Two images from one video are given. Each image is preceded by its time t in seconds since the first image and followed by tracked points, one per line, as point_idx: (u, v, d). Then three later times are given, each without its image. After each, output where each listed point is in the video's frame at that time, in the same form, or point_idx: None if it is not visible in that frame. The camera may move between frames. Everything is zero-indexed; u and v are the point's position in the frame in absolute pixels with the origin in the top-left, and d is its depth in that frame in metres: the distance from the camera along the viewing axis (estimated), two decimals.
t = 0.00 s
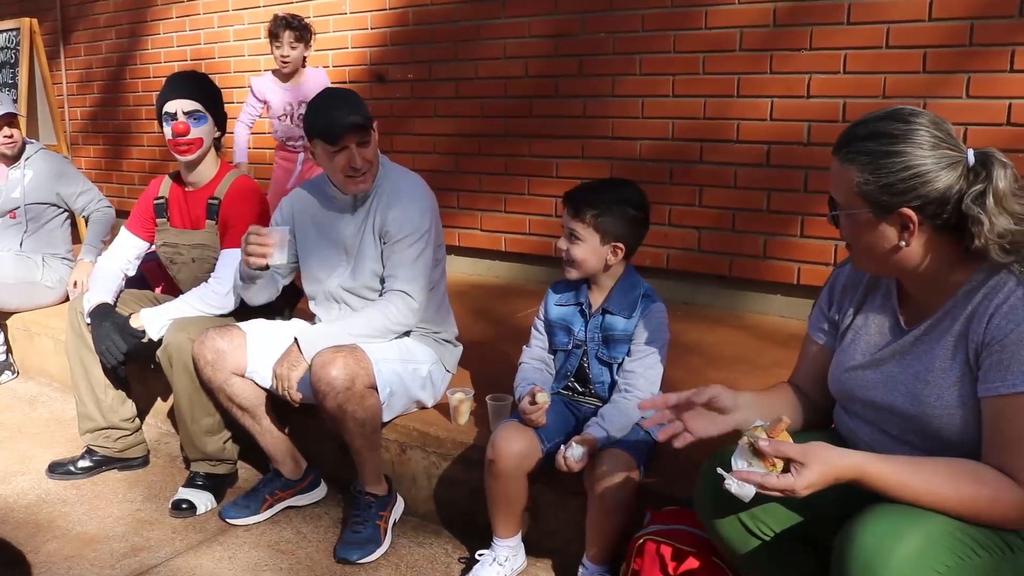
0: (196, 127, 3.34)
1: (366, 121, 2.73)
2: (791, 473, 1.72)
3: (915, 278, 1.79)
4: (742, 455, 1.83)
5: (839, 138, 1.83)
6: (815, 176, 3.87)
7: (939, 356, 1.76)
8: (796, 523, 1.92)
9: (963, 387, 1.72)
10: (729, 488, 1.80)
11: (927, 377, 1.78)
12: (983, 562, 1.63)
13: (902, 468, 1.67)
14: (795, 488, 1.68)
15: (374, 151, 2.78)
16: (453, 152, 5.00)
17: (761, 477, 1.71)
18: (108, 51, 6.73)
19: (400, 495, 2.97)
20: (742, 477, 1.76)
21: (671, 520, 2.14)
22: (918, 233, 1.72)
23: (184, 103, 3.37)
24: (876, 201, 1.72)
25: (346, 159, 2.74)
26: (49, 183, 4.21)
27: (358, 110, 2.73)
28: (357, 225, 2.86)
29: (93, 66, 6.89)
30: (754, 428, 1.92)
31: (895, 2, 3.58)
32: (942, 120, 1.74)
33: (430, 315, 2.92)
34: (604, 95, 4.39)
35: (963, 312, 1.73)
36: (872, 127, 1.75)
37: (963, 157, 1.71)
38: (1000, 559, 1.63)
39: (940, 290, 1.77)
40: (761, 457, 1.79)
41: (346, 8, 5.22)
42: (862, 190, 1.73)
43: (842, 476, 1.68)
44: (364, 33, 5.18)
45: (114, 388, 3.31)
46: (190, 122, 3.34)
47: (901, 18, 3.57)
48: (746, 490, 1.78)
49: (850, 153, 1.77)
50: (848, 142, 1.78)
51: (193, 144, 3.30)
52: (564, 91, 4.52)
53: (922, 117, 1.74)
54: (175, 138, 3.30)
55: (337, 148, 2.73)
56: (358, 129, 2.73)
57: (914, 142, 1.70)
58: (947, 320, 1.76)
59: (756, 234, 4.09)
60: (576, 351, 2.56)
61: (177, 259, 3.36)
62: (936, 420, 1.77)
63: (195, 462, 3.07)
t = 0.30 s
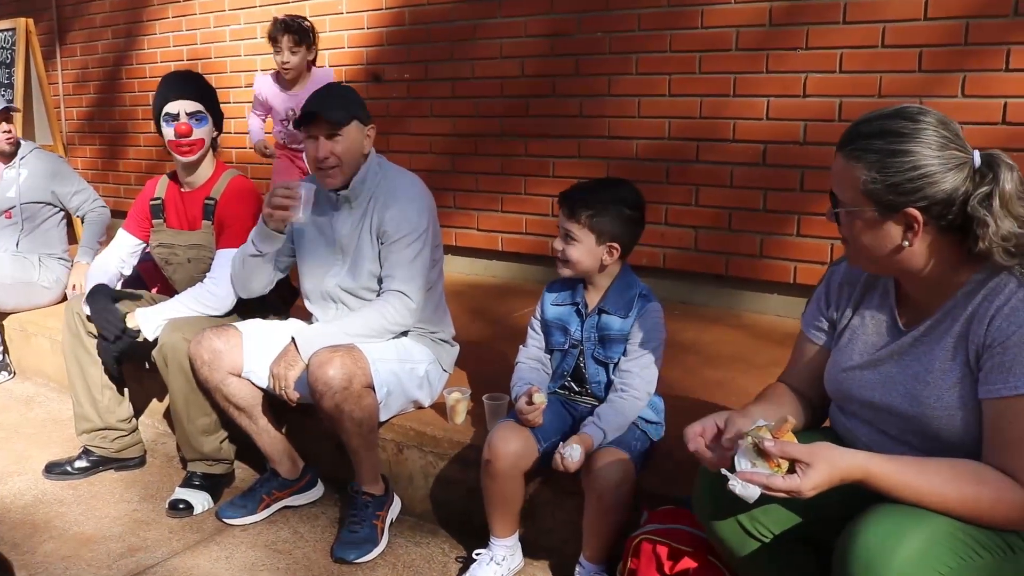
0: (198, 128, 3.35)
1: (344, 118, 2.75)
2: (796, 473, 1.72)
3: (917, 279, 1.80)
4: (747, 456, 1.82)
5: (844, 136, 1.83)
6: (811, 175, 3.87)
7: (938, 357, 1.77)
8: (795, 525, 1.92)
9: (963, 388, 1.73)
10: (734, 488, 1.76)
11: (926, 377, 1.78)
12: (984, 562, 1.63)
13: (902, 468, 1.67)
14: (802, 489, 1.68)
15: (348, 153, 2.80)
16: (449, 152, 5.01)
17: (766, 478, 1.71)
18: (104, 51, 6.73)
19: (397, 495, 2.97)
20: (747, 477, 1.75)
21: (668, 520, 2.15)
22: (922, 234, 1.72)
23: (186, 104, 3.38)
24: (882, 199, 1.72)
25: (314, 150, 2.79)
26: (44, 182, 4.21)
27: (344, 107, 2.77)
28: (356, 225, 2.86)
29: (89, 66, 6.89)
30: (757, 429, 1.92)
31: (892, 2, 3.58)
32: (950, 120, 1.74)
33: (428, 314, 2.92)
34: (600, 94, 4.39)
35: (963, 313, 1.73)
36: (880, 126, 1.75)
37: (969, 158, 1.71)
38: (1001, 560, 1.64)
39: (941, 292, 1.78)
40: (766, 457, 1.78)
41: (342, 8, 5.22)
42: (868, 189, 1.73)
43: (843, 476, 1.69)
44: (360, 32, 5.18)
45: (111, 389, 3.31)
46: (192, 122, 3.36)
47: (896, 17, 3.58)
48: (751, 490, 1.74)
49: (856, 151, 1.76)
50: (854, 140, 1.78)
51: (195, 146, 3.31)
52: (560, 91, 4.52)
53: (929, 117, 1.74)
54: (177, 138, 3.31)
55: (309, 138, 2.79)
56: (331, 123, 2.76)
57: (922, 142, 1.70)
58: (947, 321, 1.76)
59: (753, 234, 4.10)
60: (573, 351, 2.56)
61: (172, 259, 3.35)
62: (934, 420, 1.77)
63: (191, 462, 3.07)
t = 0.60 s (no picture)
0: (197, 127, 3.35)
1: (331, 109, 2.79)
2: (793, 472, 1.72)
3: (917, 279, 1.80)
4: (744, 454, 1.82)
5: (847, 134, 1.83)
6: (809, 174, 3.88)
7: (935, 358, 1.77)
8: (792, 524, 1.92)
9: (960, 389, 1.73)
10: (731, 488, 1.77)
11: (922, 378, 1.78)
12: (981, 562, 1.64)
13: (899, 467, 1.67)
14: (799, 488, 1.68)
15: (330, 147, 2.82)
16: (448, 152, 5.00)
17: (763, 477, 1.71)
18: (102, 50, 6.72)
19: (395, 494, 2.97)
20: (744, 477, 1.75)
21: (665, 519, 2.15)
22: (924, 233, 1.73)
23: (185, 102, 3.37)
24: (885, 198, 1.72)
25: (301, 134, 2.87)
26: (41, 182, 4.22)
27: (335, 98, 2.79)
28: (355, 225, 2.86)
29: (87, 66, 6.88)
30: (754, 428, 1.91)
31: (889, 1, 3.59)
32: (954, 120, 1.75)
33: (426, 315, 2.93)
34: (598, 94, 4.39)
35: (961, 314, 1.74)
36: (884, 124, 1.75)
37: (972, 159, 1.72)
38: (997, 560, 1.65)
39: (940, 292, 1.78)
40: (763, 456, 1.77)
41: (340, 7, 5.21)
42: (872, 187, 1.73)
43: (841, 476, 1.69)
44: (358, 31, 5.18)
45: (109, 389, 3.31)
46: (192, 121, 3.35)
47: (894, 17, 3.58)
48: (748, 490, 1.75)
49: (860, 148, 1.76)
50: (858, 137, 1.78)
51: (195, 145, 3.31)
52: (558, 91, 4.52)
53: (933, 116, 1.74)
54: (176, 137, 3.30)
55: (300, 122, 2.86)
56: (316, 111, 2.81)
57: (926, 141, 1.70)
58: (943, 321, 1.77)
59: (750, 233, 4.10)
60: (569, 352, 2.57)
61: (172, 257, 3.35)
62: (931, 421, 1.78)
63: (189, 462, 3.07)
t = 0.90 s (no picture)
0: (201, 125, 3.36)
1: (343, 104, 2.79)
2: (798, 472, 1.72)
3: (921, 279, 1.80)
4: (747, 454, 1.81)
5: (853, 131, 1.82)
6: (812, 174, 3.87)
7: (939, 358, 1.77)
8: (796, 524, 1.92)
9: (964, 389, 1.73)
10: (734, 486, 1.75)
11: (926, 378, 1.78)
12: (986, 562, 1.63)
13: (903, 467, 1.67)
14: (802, 488, 1.68)
15: (337, 142, 2.81)
16: (450, 152, 5.01)
17: (767, 477, 1.71)
18: (105, 51, 6.74)
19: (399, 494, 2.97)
20: (747, 477, 1.74)
21: (669, 519, 2.14)
22: (929, 233, 1.72)
23: (190, 101, 3.37)
24: (891, 197, 1.71)
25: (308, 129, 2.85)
26: (43, 182, 4.22)
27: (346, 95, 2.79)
28: (358, 225, 2.86)
29: (91, 66, 6.89)
30: (759, 428, 1.91)
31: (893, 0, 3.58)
32: (961, 118, 1.75)
33: (429, 316, 2.92)
34: (601, 94, 4.39)
35: (966, 314, 1.73)
36: (892, 122, 1.74)
37: (978, 158, 1.72)
38: (1002, 560, 1.64)
39: (944, 291, 1.78)
40: (767, 456, 1.77)
41: (343, 7, 5.22)
42: (878, 184, 1.73)
43: (845, 476, 1.68)
44: (361, 31, 5.18)
45: (114, 389, 3.31)
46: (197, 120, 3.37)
47: (898, 15, 3.58)
48: (751, 490, 1.74)
49: (867, 146, 1.76)
50: (864, 135, 1.77)
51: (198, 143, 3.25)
52: (560, 91, 4.52)
53: (940, 114, 1.74)
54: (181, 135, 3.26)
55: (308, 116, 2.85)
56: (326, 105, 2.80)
57: (933, 140, 1.70)
58: (946, 321, 1.76)
59: (754, 232, 4.09)
60: (569, 354, 2.56)
61: (177, 255, 3.37)
62: (934, 421, 1.77)
63: (193, 462, 3.07)
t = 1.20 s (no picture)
0: (203, 124, 3.34)
1: (348, 100, 2.80)
2: (798, 472, 1.72)
3: (923, 279, 1.80)
4: (747, 453, 1.81)
5: (858, 129, 1.82)
6: (812, 174, 3.87)
7: (941, 358, 1.77)
8: (796, 524, 1.92)
9: (965, 389, 1.73)
10: (734, 486, 1.76)
11: (927, 378, 1.78)
12: (986, 563, 1.63)
13: (903, 467, 1.67)
14: (802, 487, 1.68)
15: (340, 137, 2.80)
16: (450, 152, 5.01)
17: (767, 477, 1.71)
18: (105, 52, 6.74)
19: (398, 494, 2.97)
20: (747, 476, 1.74)
21: (669, 519, 2.14)
22: (933, 232, 1.72)
23: (192, 99, 3.37)
24: (896, 194, 1.71)
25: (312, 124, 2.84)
26: (40, 183, 4.23)
27: (352, 92, 2.81)
28: (359, 224, 2.86)
29: (91, 66, 6.90)
30: (759, 428, 1.91)
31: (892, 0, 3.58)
32: (966, 117, 1.75)
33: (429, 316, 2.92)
34: (601, 94, 4.39)
35: (968, 314, 1.73)
36: (897, 119, 1.74)
37: (982, 157, 1.72)
38: (1002, 562, 1.64)
39: (946, 291, 1.78)
40: (767, 456, 1.77)
41: (343, 8, 5.22)
42: (882, 182, 1.72)
43: (845, 476, 1.68)
44: (361, 32, 5.18)
45: (113, 389, 3.31)
46: (200, 118, 3.36)
47: (897, 16, 3.58)
48: (751, 489, 1.74)
49: (872, 143, 1.75)
50: (869, 132, 1.77)
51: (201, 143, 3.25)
52: (560, 91, 4.52)
53: (945, 113, 1.74)
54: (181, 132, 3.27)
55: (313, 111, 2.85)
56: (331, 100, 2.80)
57: (939, 138, 1.70)
58: (948, 321, 1.76)
59: (754, 233, 4.09)
60: (568, 355, 2.57)
61: (177, 254, 3.37)
62: (935, 421, 1.77)
63: (193, 462, 3.07)
